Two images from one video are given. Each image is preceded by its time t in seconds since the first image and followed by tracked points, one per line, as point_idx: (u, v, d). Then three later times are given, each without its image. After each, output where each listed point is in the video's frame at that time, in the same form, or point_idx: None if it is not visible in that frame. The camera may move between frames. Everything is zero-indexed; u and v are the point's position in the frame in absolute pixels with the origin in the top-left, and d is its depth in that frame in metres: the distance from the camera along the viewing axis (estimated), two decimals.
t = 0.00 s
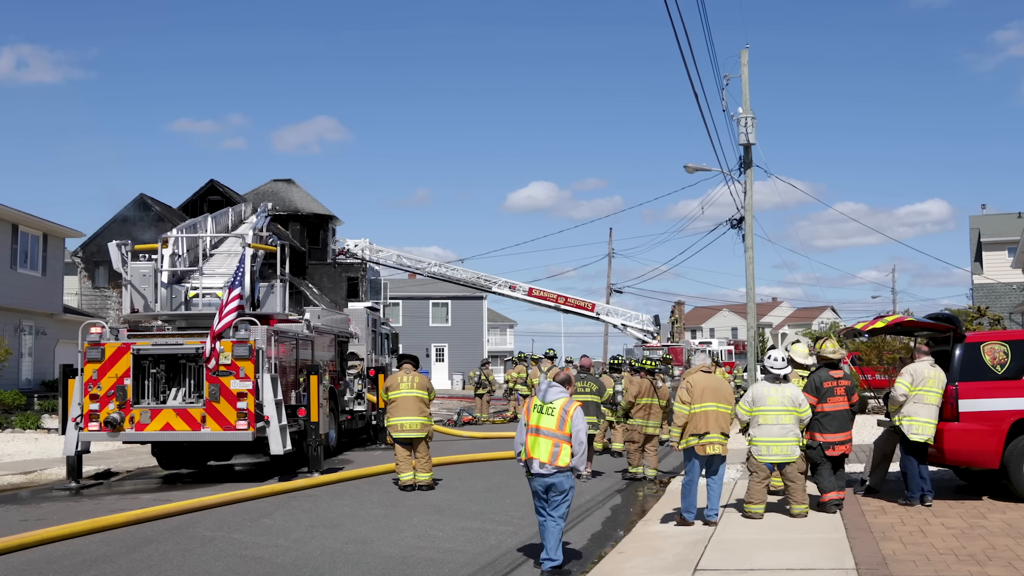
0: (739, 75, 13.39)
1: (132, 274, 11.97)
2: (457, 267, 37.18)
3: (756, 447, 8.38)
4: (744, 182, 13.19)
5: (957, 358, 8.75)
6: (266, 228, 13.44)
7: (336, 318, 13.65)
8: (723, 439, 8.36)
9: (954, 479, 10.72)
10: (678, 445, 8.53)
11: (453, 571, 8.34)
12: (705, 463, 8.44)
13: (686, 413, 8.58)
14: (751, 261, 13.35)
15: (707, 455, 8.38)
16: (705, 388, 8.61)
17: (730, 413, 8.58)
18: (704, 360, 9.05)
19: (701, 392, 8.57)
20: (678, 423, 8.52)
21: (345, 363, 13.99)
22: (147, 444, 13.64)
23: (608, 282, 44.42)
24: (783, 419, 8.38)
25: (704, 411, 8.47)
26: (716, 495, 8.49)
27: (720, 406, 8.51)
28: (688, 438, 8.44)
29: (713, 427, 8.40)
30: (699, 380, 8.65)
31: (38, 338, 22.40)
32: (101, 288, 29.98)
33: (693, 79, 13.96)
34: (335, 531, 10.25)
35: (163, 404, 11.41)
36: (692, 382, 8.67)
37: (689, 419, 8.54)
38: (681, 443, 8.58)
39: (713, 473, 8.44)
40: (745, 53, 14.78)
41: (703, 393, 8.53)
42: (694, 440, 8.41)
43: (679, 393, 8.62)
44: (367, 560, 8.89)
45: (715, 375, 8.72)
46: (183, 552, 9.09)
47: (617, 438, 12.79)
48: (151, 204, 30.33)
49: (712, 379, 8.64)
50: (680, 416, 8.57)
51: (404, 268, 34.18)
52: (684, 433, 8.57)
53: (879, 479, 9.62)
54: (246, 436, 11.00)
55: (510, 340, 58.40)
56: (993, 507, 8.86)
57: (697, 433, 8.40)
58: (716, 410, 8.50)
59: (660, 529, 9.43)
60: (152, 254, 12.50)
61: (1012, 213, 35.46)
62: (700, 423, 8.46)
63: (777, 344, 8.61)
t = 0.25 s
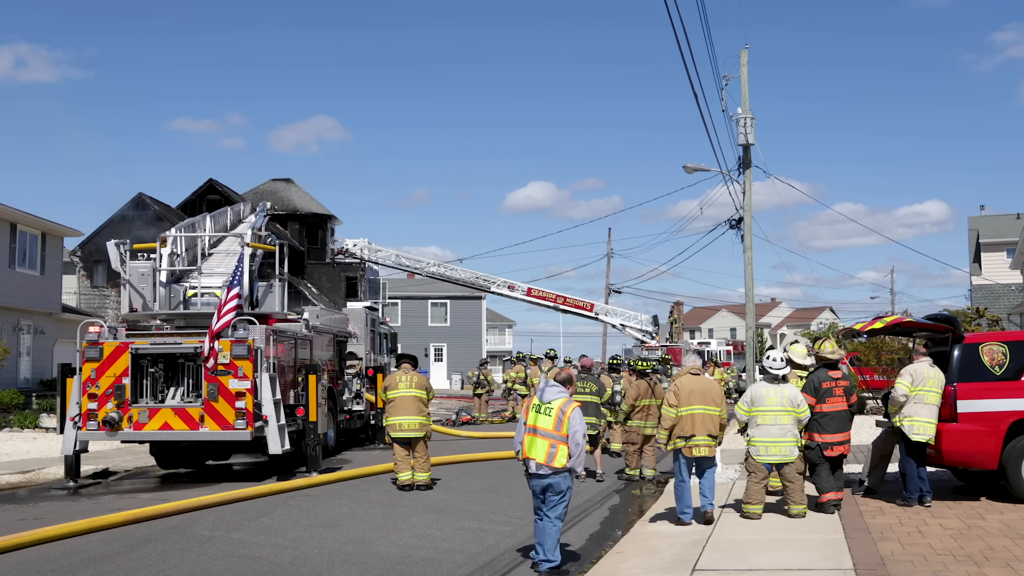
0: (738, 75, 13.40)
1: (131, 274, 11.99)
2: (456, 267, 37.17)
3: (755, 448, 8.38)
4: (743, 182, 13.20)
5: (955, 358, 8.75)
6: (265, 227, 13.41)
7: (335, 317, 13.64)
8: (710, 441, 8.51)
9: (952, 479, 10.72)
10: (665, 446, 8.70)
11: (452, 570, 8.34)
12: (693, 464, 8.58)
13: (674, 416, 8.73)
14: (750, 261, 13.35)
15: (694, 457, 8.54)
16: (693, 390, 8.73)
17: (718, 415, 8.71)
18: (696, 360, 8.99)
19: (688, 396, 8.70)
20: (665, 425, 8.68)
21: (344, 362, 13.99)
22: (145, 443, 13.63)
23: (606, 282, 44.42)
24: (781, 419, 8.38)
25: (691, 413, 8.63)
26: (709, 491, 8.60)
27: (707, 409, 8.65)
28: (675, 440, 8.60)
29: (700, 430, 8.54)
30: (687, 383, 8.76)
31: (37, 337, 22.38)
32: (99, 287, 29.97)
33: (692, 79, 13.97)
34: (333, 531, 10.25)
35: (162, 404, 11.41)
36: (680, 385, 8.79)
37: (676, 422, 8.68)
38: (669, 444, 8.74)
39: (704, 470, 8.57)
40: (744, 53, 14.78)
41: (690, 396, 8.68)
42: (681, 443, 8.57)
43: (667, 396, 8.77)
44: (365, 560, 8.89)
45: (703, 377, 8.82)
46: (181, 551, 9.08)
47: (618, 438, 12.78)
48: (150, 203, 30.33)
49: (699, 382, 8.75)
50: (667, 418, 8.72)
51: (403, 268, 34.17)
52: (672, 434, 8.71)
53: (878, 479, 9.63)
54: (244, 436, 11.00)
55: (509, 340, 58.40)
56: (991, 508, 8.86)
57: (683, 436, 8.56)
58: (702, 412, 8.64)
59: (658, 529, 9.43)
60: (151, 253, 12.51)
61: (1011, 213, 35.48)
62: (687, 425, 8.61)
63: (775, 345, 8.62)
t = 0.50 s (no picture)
0: (736, 75, 13.41)
1: (128, 274, 12.00)
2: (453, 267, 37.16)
3: (752, 447, 8.38)
4: (740, 181, 13.21)
5: (952, 358, 8.77)
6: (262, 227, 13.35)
7: (333, 317, 13.64)
8: (698, 439, 8.50)
9: (949, 478, 10.72)
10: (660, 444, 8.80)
11: (449, 570, 8.33)
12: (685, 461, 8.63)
13: (664, 414, 8.76)
14: (748, 260, 13.35)
15: (683, 454, 8.54)
16: (683, 389, 8.71)
17: (710, 413, 8.68)
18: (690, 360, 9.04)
19: (678, 394, 8.67)
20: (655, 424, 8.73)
21: (341, 362, 13.98)
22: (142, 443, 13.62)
23: (604, 281, 44.42)
24: (779, 418, 8.37)
25: (680, 412, 8.62)
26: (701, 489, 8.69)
27: (697, 407, 8.62)
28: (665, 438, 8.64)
29: (689, 428, 8.54)
30: (677, 382, 8.74)
31: (33, 337, 22.35)
32: (96, 288, 29.94)
33: (690, 79, 13.99)
34: (331, 531, 10.24)
35: (159, 404, 11.40)
36: (670, 384, 8.77)
37: (666, 420, 8.72)
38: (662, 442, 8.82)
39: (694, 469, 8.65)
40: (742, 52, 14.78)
41: (679, 395, 8.65)
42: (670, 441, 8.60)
43: (658, 394, 8.80)
44: (363, 560, 8.88)
45: (694, 375, 8.79)
46: (178, 551, 9.06)
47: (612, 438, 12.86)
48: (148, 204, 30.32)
49: (689, 380, 8.72)
50: (657, 416, 8.76)
51: (400, 268, 34.15)
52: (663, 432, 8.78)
53: (876, 478, 9.63)
54: (242, 436, 10.98)
55: (506, 340, 58.39)
56: (988, 506, 8.86)
57: (672, 434, 8.57)
58: (692, 411, 8.61)
59: (656, 528, 9.43)
60: (148, 253, 12.49)
61: (1007, 212, 35.55)
62: (676, 423, 8.62)
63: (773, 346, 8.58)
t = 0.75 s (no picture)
0: (734, 75, 13.42)
1: (126, 272, 11.89)
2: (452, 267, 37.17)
3: (750, 447, 8.39)
4: (738, 181, 13.21)
5: (950, 358, 8.77)
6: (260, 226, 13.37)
7: (330, 316, 13.63)
8: (694, 440, 8.48)
9: (947, 479, 10.72)
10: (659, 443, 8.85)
11: (446, 569, 8.33)
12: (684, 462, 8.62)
13: (663, 415, 8.77)
14: (746, 261, 13.35)
15: (680, 455, 8.52)
16: (681, 391, 8.74)
17: (707, 414, 8.66)
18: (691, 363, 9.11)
19: (676, 395, 8.71)
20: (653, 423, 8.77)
21: (339, 361, 13.97)
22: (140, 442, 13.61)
23: (602, 281, 44.39)
24: (776, 419, 8.38)
25: (677, 413, 8.61)
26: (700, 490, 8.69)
27: (695, 409, 8.61)
28: (662, 439, 8.64)
29: (685, 429, 8.51)
30: (676, 384, 8.79)
31: (31, 336, 22.34)
32: (94, 286, 29.92)
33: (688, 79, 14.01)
34: (329, 530, 10.23)
35: (156, 403, 11.38)
36: (669, 385, 8.80)
37: (664, 420, 8.72)
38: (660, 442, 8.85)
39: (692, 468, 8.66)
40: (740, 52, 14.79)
41: (678, 396, 8.67)
42: (667, 441, 8.58)
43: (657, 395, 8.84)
44: (360, 559, 8.87)
45: (693, 378, 8.83)
46: (175, 550, 9.06)
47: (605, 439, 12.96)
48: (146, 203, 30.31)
49: (687, 382, 8.76)
50: (655, 417, 8.78)
51: (399, 267, 34.14)
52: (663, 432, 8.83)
53: (873, 479, 9.63)
54: (240, 435, 10.98)
55: (504, 340, 58.39)
56: (986, 507, 8.86)
57: (668, 434, 8.57)
58: (690, 412, 8.60)
59: (653, 528, 9.43)
60: (145, 252, 12.48)
61: (1005, 213, 35.56)
62: (673, 424, 8.60)
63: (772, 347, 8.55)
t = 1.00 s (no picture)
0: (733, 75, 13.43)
1: (123, 271, 11.86)
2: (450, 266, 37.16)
3: (748, 447, 8.39)
4: (736, 181, 13.22)
5: (948, 358, 8.78)
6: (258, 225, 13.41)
7: (328, 315, 13.60)
8: (694, 437, 8.51)
9: (944, 479, 10.73)
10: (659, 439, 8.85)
11: (444, 568, 8.32)
12: (683, 459, 8.64)
13: (664, 411, 8.78)
14: (743, 261, 13.36)
15: (681, 451, 8.57)
16: (682, 387, 8.70)
17: (707, 412, 8.65)
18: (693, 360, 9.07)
19: (677, 392, 8.68)
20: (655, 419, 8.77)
21: (337, 360, 13.96)
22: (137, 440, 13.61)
23: (600, 280, 44.38)
24: (774, 418, 8.38)
25: (678, 409, 8.62)
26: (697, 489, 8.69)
27: (696, 406, 8.60)
28: (664, 434, 8.68)
29: (685, 425, 8.54)
30: (677, 380, 8.74)
31: (29, 334, 22.34)
32: (92, 285, 29.90)
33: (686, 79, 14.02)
34: (326, 529, 10.23)
35: (154, 401, 11.36)
36: (671, 382, 8.77)
37: (666, 417, 8.74)
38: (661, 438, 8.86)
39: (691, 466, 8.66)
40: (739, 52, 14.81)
41: (679, 393, 8.64)
42: (668, 437, 8.63)
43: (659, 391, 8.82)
44: (357, 558, 8.87)
45: (695, 375, 8.76)
46: (172, 549, 9.05)
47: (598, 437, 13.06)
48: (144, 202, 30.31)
49: (689, 379, 8.70)
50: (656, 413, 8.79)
51: (397, 266, 34.13)
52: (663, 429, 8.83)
53: (871, 479, 9.63)
54: (238, 433, 10.97)
55: (502, 339, 58.39)
56: (983, 507, 8.87)
57: (669, 430, 8.61)
58: (690, 409, 8.60)
59: (650, 527, 9.43)
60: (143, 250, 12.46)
61: (1003, 214, 35.58)
62: (674, 420, 8.62)
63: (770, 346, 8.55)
